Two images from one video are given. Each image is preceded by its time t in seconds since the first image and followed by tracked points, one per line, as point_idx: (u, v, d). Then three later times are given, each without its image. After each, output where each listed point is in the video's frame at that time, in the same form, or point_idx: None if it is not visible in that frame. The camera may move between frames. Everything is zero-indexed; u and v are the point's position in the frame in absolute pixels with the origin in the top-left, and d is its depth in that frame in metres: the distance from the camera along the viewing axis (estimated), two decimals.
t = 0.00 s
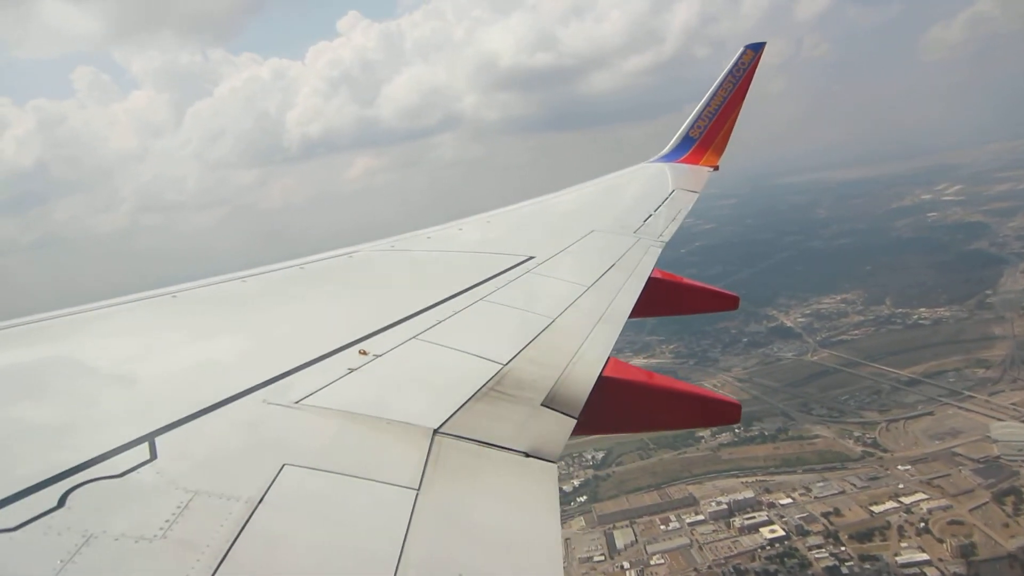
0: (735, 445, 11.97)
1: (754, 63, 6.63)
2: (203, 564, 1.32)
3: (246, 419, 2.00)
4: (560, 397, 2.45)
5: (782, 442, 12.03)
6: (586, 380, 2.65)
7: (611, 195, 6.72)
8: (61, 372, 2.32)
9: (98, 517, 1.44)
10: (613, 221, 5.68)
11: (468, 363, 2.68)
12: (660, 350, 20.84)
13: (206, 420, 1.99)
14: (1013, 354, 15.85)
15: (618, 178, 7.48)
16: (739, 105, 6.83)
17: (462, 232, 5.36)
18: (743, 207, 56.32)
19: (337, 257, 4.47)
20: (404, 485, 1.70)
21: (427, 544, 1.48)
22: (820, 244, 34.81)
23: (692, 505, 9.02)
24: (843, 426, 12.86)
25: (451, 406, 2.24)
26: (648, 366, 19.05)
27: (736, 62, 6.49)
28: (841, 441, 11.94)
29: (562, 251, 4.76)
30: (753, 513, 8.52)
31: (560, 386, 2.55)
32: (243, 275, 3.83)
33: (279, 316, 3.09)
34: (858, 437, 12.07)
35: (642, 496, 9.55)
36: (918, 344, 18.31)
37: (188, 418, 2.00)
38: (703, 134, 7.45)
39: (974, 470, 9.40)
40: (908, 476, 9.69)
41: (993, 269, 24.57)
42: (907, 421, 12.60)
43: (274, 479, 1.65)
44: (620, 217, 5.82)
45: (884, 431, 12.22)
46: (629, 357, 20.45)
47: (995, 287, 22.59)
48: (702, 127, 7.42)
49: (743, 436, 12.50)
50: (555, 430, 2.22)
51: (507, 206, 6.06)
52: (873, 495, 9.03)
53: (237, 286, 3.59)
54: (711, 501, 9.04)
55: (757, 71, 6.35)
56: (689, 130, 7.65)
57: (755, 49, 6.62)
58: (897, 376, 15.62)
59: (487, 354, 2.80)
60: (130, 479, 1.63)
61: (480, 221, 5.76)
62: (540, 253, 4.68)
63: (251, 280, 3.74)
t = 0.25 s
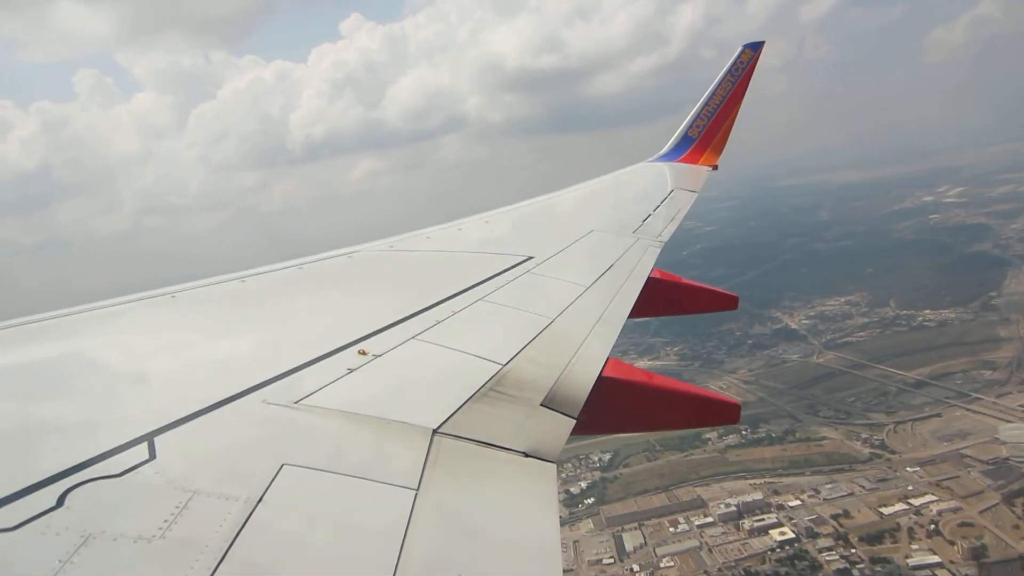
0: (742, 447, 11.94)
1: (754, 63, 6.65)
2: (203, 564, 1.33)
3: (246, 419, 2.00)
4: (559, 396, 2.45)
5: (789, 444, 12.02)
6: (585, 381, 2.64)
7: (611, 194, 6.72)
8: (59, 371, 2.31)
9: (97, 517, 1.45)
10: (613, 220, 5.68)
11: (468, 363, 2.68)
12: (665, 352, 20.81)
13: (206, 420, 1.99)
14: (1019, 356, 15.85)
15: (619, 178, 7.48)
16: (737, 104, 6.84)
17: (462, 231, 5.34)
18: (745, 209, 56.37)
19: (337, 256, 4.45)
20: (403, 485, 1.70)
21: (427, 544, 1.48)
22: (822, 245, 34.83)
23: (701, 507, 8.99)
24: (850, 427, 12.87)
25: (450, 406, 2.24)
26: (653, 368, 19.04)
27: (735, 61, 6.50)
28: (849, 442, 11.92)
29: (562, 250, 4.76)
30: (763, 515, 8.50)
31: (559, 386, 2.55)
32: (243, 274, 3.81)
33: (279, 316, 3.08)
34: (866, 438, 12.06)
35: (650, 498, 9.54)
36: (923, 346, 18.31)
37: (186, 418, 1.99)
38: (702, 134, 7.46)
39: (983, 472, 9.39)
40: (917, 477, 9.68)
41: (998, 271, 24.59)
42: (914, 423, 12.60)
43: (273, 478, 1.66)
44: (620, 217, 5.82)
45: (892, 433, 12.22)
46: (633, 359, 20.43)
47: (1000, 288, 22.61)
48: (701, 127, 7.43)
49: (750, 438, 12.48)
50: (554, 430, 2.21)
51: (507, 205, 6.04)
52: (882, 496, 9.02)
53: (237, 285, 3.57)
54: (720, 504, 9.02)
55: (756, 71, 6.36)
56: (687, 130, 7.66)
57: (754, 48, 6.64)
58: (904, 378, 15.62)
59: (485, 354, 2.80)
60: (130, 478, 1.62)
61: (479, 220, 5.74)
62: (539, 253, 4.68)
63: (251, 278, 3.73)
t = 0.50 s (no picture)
0: (751, 446, 11.90)
1: (751, 61, 6.66)
2: (206, 567, 1.33)
3: (245, 422, 1.99)
4: (559, 395, 2.43)
5: (799, 442, 12.00)
6: (587, 379, 2.63)
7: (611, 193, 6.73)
8: (58, 376, 2.30)
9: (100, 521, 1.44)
10: (611, 219, 5.69)
11: (468, 363, 2.67)
12: (670, 352, 20.78)
13: (206, 423, 1.98)
14: None
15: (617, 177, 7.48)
16: (736, 103, 6.84)
17: (461, 232, 5.33)
18: (747, 209, 56.39)
19: (336, 258, 4.43)
20: (404, 485, 1.70)
21: (427, 545, 1.48)
22: (823, 244, 34.87)
23: (711, 507, 8.95)
24: (859, 425, 12.85)
25: (451, 407, 2.23)
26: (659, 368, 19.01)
27: (732, 60, 6.52)
28: (858, 440, 11.91)
29: (561, 250, 4.75)
30: (774, 513, 8.48)
31: (560, 385, 2.53)
32: (242, 276, 3.80)
33: (279, 318, 3.07)
34: (875, 436, 12.04)
35: (660, 498, 9.51)
36: (928, 343, 18.31)
37: (187, 421, 1.99)
38: (700, 133, 7.46)
39: (994, 467, 9.37)
40: (928, 474, 9.66)
41: (1002, 267, 24.61)
42: (923, 420, 12.58)
43: (275, 480, 1.65)
44: (619, 216, 5.83)
45: (901, 429, 12.21)
46: (638, 359, 20.39)
47: (1004, 284, 22.62)
48: (699, 127, 7.43)
49: (758, 437, 12.45)
50: (556, 429, 2.20)
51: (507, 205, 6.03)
52: (894, 494, 8.99)
53: (235, 288, 3.56)
54: (731, 503, 8.99)
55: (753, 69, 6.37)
56: (684, 129, 7.66)
57: (751, 47, 6.66)
58: (912, 375, 15.62)
59: (485, 354, 2.79)
60: (131, 482, 1.62)
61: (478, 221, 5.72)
62: (538, 253, 4.67)
63: (250, 281, 3.72)
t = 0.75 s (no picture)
0: (758, 447, 11.89)
1: (751, 61, 6.67)
2: (206, 568, 1.33)
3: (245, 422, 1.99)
4: (559, 395, 2.44)
5: (806, 444, 12.00)
6: (586, 380, 2.63)
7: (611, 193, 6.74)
8: (57, 376, 2.29)
9: (101, 520, 1.44)
10: (611, 219, 5.70)
11: (469, 363, 2.67)
12: (674, 353, 20.76)
13: (206, 423, 1.98)
14: None
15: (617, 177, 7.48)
16: (735, 102, 6.85)
17: (461, 232, 5.33)
18: (749, 209, 56.41)
19: (336, 258, 4.43)
20: (405, 486, 1.70)
21: (426, 543, 1.49)
22: (826, 244, 34.90)
23: (720, 508, 8.92)
24: (867, 426, 12.84)
25: (451, 406, 2.23)
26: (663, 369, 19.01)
27: (732, 59, 6.53)
28: (865, 441, 11.93)
29: (561, 250, 4.75)
30: (784, 515, 8.46)
31: (559, 385, 2.54)
32: (242, 277, 3.79)
33: (278, 318, 3.07)
34: (883, 437, 12.04)
35: (669, 500, 9.49)
36: (933, 343, 18.31)
37: (188, 420, 1.99)
38: (700, 133, 7.46)
39: (1003, 468, 9.38)
40: (936, 475, 9.66)
41: (1006, 268, 24.64)
42: (930, 420, 12.58)
43: (275, 482, 1.65)
44: (619, 216, 5.83)
45: (908, 430, 12.20)
46: (643, 360, 20.38)
47: (1009, 285, 22.63)
48: (699, 127, 7.43)
49: (765, 438, 12.44)
50: (555, 429, 2.20)
51: (507, 206, 6.03)
52: (903, 495, 8.99)
53: (235, 288, 3.56)
54: (740, 504, 8.96)
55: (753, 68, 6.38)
56: (684, 129, 7.66)
57: (751, 46, 6.66)
58: (918, 376, 15.65)
59: (485, 354, 2.80)
60: (132, 482, 1.62)
61: (478, 221, 5.72)
62: (538, 253, 4.67)
63: (250, 281, 3.71)
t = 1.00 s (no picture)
0: (767, 449, 11.88)
1: (752, 64, 6.65)
2: (208, 567, 1.32)
3: (247, 422, 1.98)
4: (559, 396, 2.43)
5: (815, 445, 11.98)
6: (587, 380, 2.62)
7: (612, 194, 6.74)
8: (58, 378, 2.29)
9: (102, 520, 1.43)
10: (612, 220, 5.70)
11: (470, 363, 2.66)
12: (680, 355, 20.72)
13: (208, 423, 1.98)
14: None
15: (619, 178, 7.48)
16: (738, 105, 6.84)
17: (462, 232, 5.33)
18: (754, 211, 56.41)
19: (337, 259, 4.43)
20: (406, 485, 1.69)
21: (429, 541, 1.48)
22: (830, 246, 34.90)
23: (730, 510, 8.88)
24: (875, 428, 12.81)
25: (451, 407, 2.22)
26: (669, 371, 18.98)
27: (734, 63, 6.52)
28: (873, 443, 11.90)
29: (562, 251, 4.74)
30: (794, 517, 8.44)
31: (560, 385, 2.53)
32: (243, 278, 3.79)
33: (279, 319, 3.07)
34: (892, 438, 12.02)
35: (678, 502, 9.47)
36: (940, 345, 18.29)
37: (189, 421, 1.98)
38: (701, 136, 7.46)
39: (1014, 470, 9.36)
40: (947, 476, 9.62)
41: (1012, 270, 24.65)
42: (939, 423, 12.56)
43: (276, 481, 1.64)
44: (620, 217, 5.83)
45: (917, 432, 12.17)
46: (648, 362, 20.36)
47: (1015, 288, 22.62)
48: (701, 129, 7.43)
49: (773, 439, 12.40)
50: (556, 430, 2.19)
51: (508, 207, 6.03)
52: (914, 497, 8.97)
53: (236, 289, 3.56)
54: (749, 506, 8.93)
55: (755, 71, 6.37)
56: (686, 131, 7.66)
57: (753, 49, 6.65)
58: (926, 378, 15.63)
59: (486, 354, 2.79)
60: (133, 482, 1.61)
61: (480, 221, 5.71)
62: (539, 253, 4.67)
63: (251, 282, 3.71)
